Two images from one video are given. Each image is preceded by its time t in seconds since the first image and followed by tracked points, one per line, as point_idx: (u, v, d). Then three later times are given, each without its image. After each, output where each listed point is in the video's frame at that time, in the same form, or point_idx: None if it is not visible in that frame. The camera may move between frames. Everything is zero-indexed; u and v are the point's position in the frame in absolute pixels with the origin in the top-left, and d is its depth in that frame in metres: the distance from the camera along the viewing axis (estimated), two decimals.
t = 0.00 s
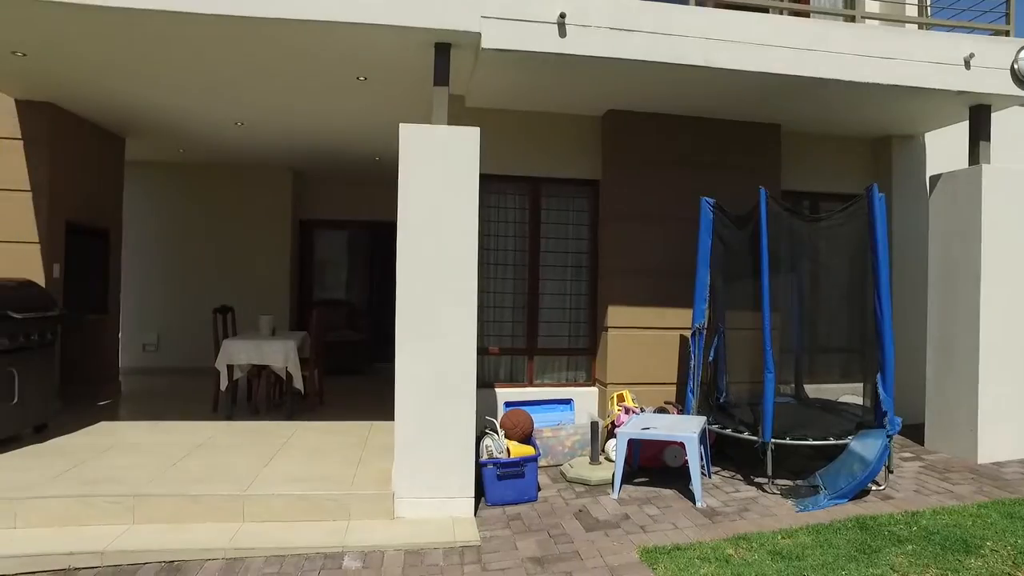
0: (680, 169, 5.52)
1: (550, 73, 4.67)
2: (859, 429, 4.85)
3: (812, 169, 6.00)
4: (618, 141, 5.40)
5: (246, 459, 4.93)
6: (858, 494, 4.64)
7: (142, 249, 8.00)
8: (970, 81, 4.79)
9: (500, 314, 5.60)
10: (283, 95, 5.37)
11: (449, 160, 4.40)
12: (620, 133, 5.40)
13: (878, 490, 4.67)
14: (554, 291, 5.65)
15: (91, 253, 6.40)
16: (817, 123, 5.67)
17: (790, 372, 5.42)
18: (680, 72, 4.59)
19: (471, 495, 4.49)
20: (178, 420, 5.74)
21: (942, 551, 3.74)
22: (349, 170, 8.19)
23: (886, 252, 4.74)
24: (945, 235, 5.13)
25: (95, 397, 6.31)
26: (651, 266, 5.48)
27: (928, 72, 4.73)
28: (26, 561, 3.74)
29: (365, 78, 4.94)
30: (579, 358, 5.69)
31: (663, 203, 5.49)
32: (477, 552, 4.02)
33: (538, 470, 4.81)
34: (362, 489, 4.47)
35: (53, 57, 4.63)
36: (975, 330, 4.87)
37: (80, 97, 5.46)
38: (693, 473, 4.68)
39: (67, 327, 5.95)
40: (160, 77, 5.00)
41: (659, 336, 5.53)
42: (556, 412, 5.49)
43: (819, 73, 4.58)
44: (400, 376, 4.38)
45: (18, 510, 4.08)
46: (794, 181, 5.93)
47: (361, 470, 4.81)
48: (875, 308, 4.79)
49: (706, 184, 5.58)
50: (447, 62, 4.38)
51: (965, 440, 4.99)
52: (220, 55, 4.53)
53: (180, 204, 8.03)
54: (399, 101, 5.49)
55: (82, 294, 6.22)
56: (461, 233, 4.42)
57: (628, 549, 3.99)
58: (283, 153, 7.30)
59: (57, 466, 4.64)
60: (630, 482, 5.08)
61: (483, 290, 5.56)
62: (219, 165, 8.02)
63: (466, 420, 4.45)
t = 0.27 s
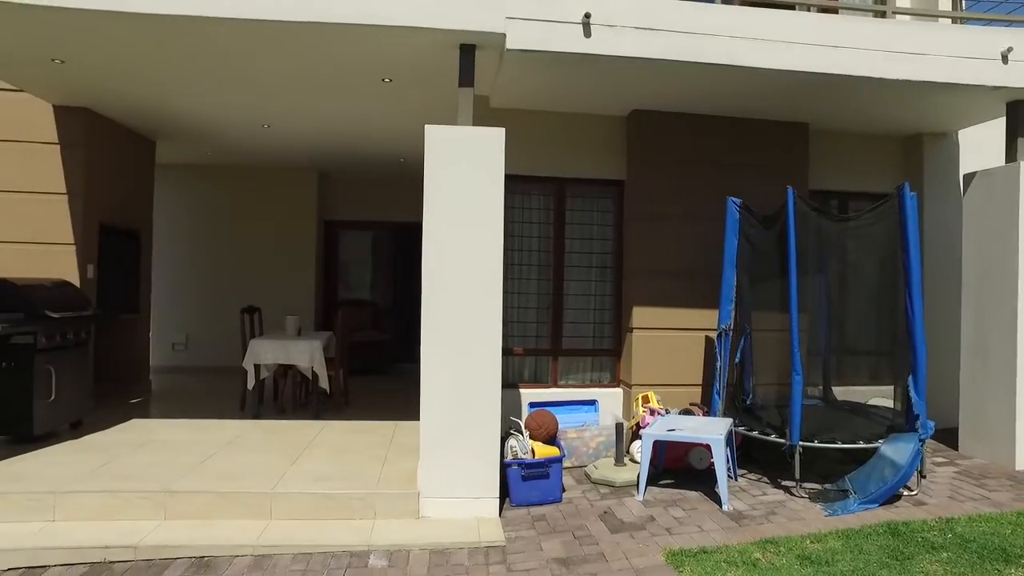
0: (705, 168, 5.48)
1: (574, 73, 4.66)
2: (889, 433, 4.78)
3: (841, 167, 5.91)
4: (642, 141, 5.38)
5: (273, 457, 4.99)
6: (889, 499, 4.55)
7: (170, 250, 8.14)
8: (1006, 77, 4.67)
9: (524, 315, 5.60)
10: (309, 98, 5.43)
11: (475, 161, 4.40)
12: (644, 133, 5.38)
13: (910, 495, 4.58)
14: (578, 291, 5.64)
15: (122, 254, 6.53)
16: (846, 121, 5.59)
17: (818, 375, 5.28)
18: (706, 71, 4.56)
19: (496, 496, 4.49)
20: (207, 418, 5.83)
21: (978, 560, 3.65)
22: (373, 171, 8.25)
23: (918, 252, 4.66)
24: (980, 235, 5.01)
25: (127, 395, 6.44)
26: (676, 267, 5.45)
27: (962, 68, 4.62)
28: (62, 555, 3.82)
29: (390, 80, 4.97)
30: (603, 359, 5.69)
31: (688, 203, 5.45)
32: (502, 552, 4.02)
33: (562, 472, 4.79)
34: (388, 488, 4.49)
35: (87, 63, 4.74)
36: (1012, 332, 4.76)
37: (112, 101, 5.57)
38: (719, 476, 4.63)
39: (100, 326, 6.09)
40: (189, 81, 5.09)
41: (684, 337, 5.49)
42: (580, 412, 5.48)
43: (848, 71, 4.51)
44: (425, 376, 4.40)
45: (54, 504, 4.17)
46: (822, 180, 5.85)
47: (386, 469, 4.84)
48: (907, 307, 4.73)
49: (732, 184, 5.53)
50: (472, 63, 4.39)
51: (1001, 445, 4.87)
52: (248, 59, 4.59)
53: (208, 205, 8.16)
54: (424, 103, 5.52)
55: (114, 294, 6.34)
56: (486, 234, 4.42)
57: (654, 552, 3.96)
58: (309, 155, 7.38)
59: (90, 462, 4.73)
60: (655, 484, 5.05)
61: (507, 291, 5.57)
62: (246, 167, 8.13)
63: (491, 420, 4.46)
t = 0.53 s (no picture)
0: (734, 168, 5.42)
1: (602, 73, 4.64)
2: (926, 437, 4.69)
3: (874, 166, 5.80)
4: (670, 141, 5.34)
5: (303, 456, 5.05)
6: (926, 505, 4.45)
7: (202, 251, 8.30)
8: None
9: (552, 316, 5.61)
10: (338, 101, 5.49)
11: (504, 162, 4.41)
12: (672, 133, 5.34)
13: (948, 502, 4.48)
14: (605, 292, 5.63)
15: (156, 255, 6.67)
16: (880, 119, 5.49)
17: (850, 377, 5.01)
18: (736, 70, 4.51)
19: (523, 496, 4.49)
20: (238, 416, 5.93)
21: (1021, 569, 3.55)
22: (400, 172, 8.32)
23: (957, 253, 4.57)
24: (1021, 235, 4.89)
25: (161, 393, 6.57)
26: (704, 268, 5.40)
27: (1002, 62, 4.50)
28: (101, 548, 3.91)
29: (418, 81, 5.00)
30: (631, 360, 5.67)
31: (716, 203, 5.41)
32: (529, 553, 4.01)
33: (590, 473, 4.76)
34: (415, 488, 4.50)
35: (123, 69, 4.86)
36: None
37: (148, 106, 5.70)
38: (749, 479, 4.56)
39: (135, 326, 6.23)
40: (221, 85, 5.18)
41: (713, 338, 5.43)
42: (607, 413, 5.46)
43: (883, 67, 4.42)
44: (453, 376, 4.42)
45: (93, 498, 4.27)
46: (854, 178, 5.75)
47: (414, 469, 4.87)
48: (944, 309, 4.68)
49: (761, 183, 5.47)
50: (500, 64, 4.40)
51: None
52: (280, 63, 4.66)
53: (238, 207, 8.30)
54: (451, 104, 5.55)
55: (149, 294, 6.48)
56: (515, 234, 4.43)
57: (683, 555, 3.92)
58: (337, 157, 7.46)
59: (127, 458, 4.84)
60: (683, 486, 5.01)
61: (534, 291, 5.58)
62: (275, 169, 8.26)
63: (521, 420, 4.46)
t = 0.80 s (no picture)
0: (765, 167, 5.36)
1: (631, 73, 4.61)
2: (966, 443, 4.55)
3: (910, 164, 5.68)
4: (698, 141, 5.29)
5: (333, 454, 5.10)
6: (967, 513, 4.35)
7: (233, 252, 8.45)
8: None
9: (580, 317, 5.60)
10: (368, 103, 5.54)
11: (533, 163, 4.40)
12: (702, 133, 5.30)
13: (991, 510, 4.38)
14: (634, 293, 5.60)
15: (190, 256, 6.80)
16: (916, 116, 5.37)
17: (885, 381, 5.07)
18: (767, 68, 4.44)
19: (551, 498, 4.48)
20: (269, 415, 6.02)
21: None
22: (427, 173, 8.37)
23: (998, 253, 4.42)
24: None
25: (194, 391, 6.70)
26: (734, 268, 5.34)
27: None
28: (139, 542, 4.00)
29: (446, 83, 5.03)
30: (660, 361, 5.64)
31: (747, 203, 5.35)
32: (558, 554, 4.00)
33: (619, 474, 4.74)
34: (443, 487, 4.52)
35: (159, 74, 4.96)
36: None
37: (183, 110, 5.82)
38: (781, 483, 4.49)
39: (169, 325, 6.36)
40: (253, 89, 5.26)
41: (743, 339, 5.37)
42: (636, 415, 5.43)
43: (920, 63, 4.32)
44: (481, 376, 4.42)
45: (131, 493, 4.36)
46: (889, 177, 5.64)
47: (443, 468, 4.90)
48: (985, 310, 4.50)
49: (793, 183, 5.39)
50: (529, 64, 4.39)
51: None
52: (311, 66, 4.72)
53: (268, 209, 8.43)
54: (479, 105, 5.57)
55: (183, 294, 6.61)
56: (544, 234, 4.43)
57: (713, 559, 3.87)
58: (366, 158, 7.53)
59: (162, 454, 4.94)
60: (713, 489, 4.95)
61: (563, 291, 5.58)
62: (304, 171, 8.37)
63: (550, 421, 4.45)
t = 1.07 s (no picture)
0: (797, 166, 5.28)
1: (660, 72, 4.58)
2: (1008, 448, 4.48)
3: (949, 161, 5.55)
4: (728, 140, 5.24)
5: (362, 453, 5.16)
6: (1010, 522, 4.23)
7: (264, 253, 8.59)
8: None
9: (609, 318, 5.57)
10: (397, 105, 5.59)
11: (562, 163, 4.39)
12: (732, 133, 5.24)
13: None
14: (663, 293, 5.56)
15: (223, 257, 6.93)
16: (955, 112, 5.24)
17: (923, 384, 4.84)
18: (799, 65, 4.38)
19: (580, 499, 4.47)
20: (300, 413, 6.11)
21: None
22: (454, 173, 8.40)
23: None
24: None
25: (227, 389, 6.83)
26: (766, 269, 5.28)
27: None
28: (175, 537, 4.08)
29: (474, 84, 5.05)
30: (689, 363, 5.59)
31: (778, 203, 5.28)
32: (587, 556, 3.99)
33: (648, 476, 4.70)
34: (472, 487, 4.53)
35: (193, 79, 5.07)
36: None
37: (217, 113, 5.93)
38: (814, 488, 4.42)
39: (203, 325, 6.49)
40: (285, 92, 5.34)
41: (775, 341, 5.29)
42: (664, 416, 5.38)
43: (959, 58, 4.21)
44: (511, 377, 4.42)
45: (167, 489, 4.45)
46: (926, 175, 5.52)
47: (471, 468, 4.92)
48: None
49: (826, 182, 5.31)
50: (557, 65, 4.39)
51: None
52: (341, 69, 4.78)
53: (298, 210, 8.55)
54: (508, 106, 5.58)
55: (216, 295, 6.73)
56: (574, 235, 4.42)
57: (744, 563, 3.82)
58: (394, 159, 7.59)
59: (197, 451, 5.04)
60: (744, 493, 4.90)
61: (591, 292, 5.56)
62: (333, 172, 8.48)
63: (579, 423, 4.44)
